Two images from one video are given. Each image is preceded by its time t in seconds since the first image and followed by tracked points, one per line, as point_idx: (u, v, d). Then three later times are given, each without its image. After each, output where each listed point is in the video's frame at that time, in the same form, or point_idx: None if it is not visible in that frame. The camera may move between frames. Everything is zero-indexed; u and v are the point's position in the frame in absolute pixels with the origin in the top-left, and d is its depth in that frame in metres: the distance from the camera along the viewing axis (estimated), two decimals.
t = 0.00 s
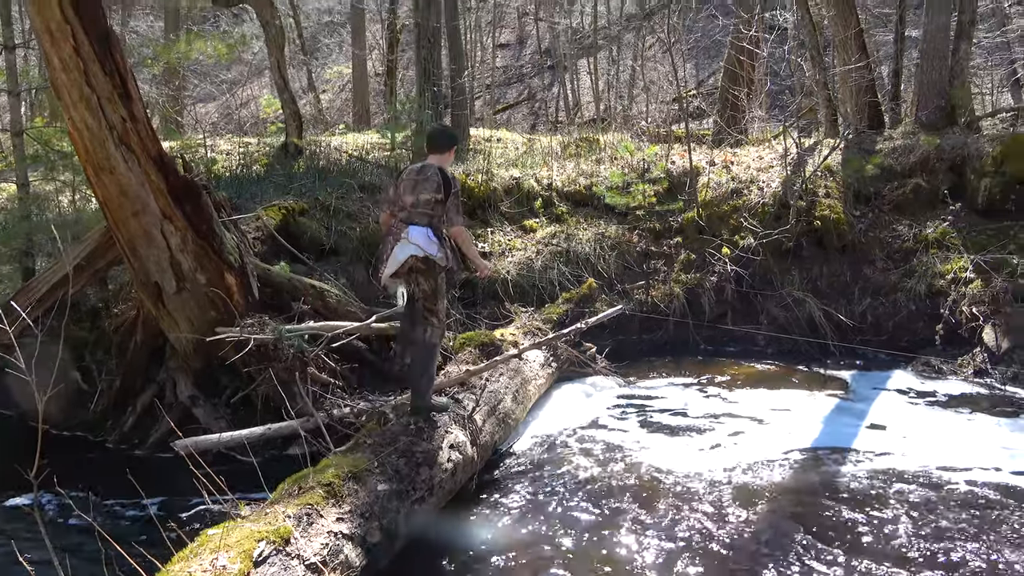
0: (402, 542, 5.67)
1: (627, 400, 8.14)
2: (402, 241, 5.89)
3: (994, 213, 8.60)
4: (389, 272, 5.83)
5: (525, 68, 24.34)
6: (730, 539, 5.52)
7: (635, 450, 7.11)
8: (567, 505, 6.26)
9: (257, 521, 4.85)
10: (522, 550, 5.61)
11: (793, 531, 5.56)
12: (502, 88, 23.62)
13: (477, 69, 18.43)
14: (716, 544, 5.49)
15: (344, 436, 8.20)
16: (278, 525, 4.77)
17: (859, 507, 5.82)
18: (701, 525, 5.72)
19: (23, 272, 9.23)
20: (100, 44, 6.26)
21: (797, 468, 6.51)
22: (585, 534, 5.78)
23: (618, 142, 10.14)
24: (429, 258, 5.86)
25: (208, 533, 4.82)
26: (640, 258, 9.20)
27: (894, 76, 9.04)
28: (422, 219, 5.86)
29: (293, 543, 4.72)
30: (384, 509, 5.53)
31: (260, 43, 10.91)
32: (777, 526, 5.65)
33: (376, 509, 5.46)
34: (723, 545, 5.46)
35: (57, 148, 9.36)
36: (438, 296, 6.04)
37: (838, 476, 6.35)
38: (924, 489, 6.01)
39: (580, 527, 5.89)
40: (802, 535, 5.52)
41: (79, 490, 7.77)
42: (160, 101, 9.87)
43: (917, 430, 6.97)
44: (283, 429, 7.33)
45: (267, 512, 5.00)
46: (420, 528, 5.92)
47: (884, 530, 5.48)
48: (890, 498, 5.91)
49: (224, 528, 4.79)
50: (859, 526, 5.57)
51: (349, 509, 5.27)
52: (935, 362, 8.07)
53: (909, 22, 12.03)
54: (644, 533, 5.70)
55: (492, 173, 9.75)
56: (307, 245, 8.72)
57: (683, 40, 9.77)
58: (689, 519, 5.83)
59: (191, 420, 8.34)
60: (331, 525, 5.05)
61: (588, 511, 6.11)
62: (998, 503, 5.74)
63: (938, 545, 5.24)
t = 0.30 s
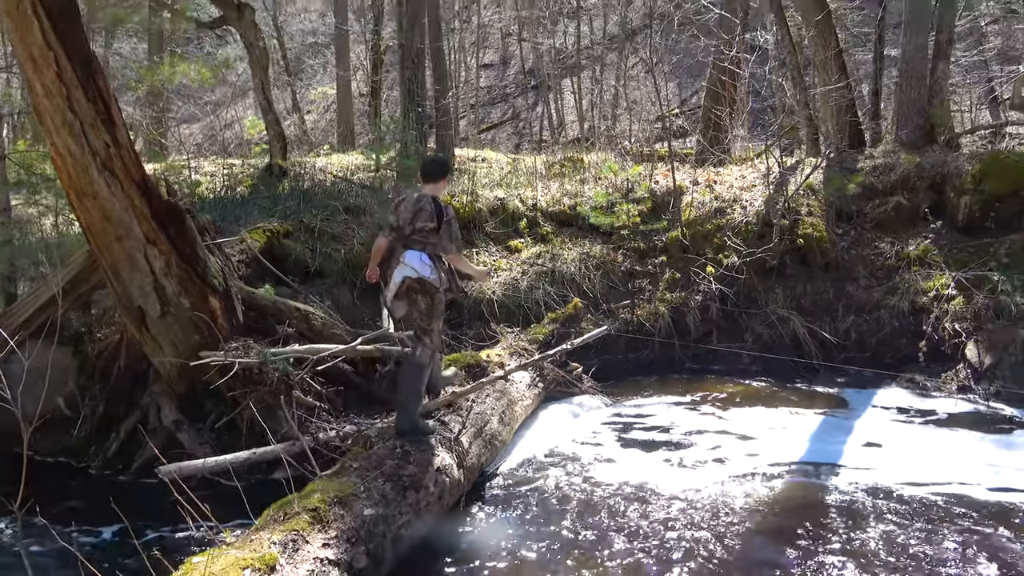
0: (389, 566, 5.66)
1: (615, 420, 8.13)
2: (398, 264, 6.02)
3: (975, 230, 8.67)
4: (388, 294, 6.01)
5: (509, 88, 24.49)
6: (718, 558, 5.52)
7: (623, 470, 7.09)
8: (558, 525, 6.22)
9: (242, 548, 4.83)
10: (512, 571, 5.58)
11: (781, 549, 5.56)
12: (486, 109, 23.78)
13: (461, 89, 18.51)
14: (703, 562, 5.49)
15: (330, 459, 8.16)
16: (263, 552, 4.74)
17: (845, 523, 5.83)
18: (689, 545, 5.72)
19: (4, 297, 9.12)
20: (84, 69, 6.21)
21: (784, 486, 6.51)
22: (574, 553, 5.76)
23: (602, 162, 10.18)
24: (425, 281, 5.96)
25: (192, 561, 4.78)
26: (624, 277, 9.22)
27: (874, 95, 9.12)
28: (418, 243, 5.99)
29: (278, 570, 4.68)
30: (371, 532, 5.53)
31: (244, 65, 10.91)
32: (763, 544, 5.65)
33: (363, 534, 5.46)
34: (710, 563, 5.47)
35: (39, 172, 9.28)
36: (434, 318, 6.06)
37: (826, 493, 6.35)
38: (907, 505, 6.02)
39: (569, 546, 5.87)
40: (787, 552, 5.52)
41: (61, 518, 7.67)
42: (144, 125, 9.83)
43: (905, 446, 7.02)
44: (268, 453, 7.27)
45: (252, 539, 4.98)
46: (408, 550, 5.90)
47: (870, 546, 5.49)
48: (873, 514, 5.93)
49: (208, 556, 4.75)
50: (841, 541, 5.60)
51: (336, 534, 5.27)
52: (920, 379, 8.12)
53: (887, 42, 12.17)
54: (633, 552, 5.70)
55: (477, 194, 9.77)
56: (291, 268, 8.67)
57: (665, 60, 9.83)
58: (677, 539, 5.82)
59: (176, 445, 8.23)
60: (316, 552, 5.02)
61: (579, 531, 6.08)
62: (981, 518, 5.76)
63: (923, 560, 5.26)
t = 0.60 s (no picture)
0: None
1: (617, 433, 8.13)
2: (418, 273, 6.28)
3: (975, 243, 8.67)
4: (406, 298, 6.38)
5: (509, 100, 24.58)
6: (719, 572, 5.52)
7: (625, 482, 7.09)
8: (559, 538, 6.23)
9: (242, 562, 4.83)
10: None
11: (782, 563, 5.56)
12: (487, 120, 23.89)
13: (461, 100, 18.56)
14: None
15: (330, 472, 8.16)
16: (263, 566, 4.75)
17: (845, 537, 5.83)
18: (689, 559, 5.71)
19: (5, 309, 9.09)
20: (86, 83, 6.24)
21: (785, 498, 6.52)
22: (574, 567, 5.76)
23: (602, 174, 10.18)
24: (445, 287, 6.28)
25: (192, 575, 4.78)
26: (625, 289, 9.23)
27: (873, 108, 9.13)
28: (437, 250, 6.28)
29: None
30: (371, 546, 5.54)
31: (245, 77, 10.93)
32: (759, 557, 5.66)
33: (363, 548, 5.47)
34: None
35: (41, 184, 9.29)
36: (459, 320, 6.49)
37: (826, 506, 6.34)
38: (901, 519, 6.03)
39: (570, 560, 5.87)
40: (782, 564, 5.55)
41: (62, 531, 7.66)
42: (145, 137, 9.84)
43: (906, 458, 7.02)
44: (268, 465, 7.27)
45: (252, 553, 4.98)
46: (410, 563, 5.92)
47: (870, 561, 5.48)
48: (870, 528, 5.93)
49: (209, 569, 4.75)
50: (832, 554, 5.62)
51: (336, 548, 5.28)
52: (920, 392, 8.13)
53: (886, 56, 12.20)
54: (634, 566, 5.69)
55: (477, 207, 9.79)
56: (292, 280, 8.66)
57: (665, 73, 9.84)
58: (677, 552, 5.82)
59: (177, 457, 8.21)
60: (316, 566, 5.02)
61: (580, 544, 6.08)
62: (979, 532, 5.76)
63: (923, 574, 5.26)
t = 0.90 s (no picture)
0: None
1: (617, 440, 8.13)
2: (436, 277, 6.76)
3: (975, 251, 8.67)
4: (430, 302, 6.72)
5: (511, 106, 24.64)
6: None
7: (626, 488, 7.09)
8: (558, 545, 6.20)
9: (241, 566, 4.82)
10: None
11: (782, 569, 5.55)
12: (488, 127, 23.97)
13: (462, 106, 18.59)
14: None
15: (330, 477, 8.16)
16: (262, 571, 4.74)
17: (846, 543, 5.82)
18: (690, 565, 5.71)
19: (5, 313, 9.09)
20: (89, 88, 6.26)
21: (786, 504, 6.52)
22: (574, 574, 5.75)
23: (603, 181, 10.18)
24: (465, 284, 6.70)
25: None
26: (625, 296, 9.22)
27: (874, 117, 9.12)
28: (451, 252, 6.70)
29: None
30: (371, 552, 5.53)
31: (247, 83, 10.95)
32: (758, 563, 5.66)
33: (363, 553, 5.46)
34: None
35: (43, 188, 9.29)
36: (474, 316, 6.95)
37: (827, 513, 6.34)
38: (901, 527, 6.01)
39: (569, 567, 5.85)
40: (776, 569, 5.55)
41: (61, 535, 7.65)
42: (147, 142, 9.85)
43: (906, 466, 7.01)
44: (268, 470, 7.28)
45: (251, 557, 4.97)
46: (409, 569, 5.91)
47: (871, 567, 5.48)
48: (869, 534, 5.93)
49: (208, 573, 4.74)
50: (828, 560, 5.62)
51: (336, 553, 5.28)
52: (920, 400, 8.13)
53: (887, 65, 12.22)
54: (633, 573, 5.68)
55: (478, 213, 9.80)
56: (292, 285, 8.66)
57: (666, 80, 9.85)
58: (677, 559, 5.82)
59: (177, 462, 8.20)
60: (315, 571, 5.01)
61: (580, 552, 6.06)
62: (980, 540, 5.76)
63: None
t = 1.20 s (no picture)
0: None
1: (619, 443, 7.98)
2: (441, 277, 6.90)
3: (979, 250, 8.54)
4: (435, 301, 6.87)
5: (507, 106, 24.52)
6: None
7: (629, 493, 6.94)
8: (558, 551, 6.06)
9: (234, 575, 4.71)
10: None
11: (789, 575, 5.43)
12: (484, 126, 23.85)
13: (458, 107, 18.45)
14: None
15: (325, 483, 7.99)
16: None
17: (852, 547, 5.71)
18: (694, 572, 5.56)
19: None
20: (78, 88, 6.11)
21: (793, 508, 6.38)
22: None
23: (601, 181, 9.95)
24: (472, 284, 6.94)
25: None
26: (624, 297, 9.05)
27: (875, 114, 8.98)
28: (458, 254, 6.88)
29: None
30: (367, 558, 5.40)
31: (239, 82, 10.78)
32: (764, 569, 5.51)
33: (358, 559, 5.33)
34: None
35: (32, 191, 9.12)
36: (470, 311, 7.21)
37: (832, 515, 6.22)
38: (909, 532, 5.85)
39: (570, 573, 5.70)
40: None
41: (50, 544, 7.48)
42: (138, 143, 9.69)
43: (911, 468, 6.89)
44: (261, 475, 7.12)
45: (245, 565, 4.86)
46: None
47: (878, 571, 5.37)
48: (875, 537, 5.83)
49: None
50: (834, 564, 5.51)
51: (330, 560, 5.13)
52: (924, 401, 7.99)
53: (888, 60, 12.08)
54: None
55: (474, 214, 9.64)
56: (285, 288, 8.49)
57: (665, 78, 9.68)
58: (681, 565, 5.67)
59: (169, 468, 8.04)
60: None
61: (580, 558, 5.92)
62: (989, 543, 5.64)
63: None
